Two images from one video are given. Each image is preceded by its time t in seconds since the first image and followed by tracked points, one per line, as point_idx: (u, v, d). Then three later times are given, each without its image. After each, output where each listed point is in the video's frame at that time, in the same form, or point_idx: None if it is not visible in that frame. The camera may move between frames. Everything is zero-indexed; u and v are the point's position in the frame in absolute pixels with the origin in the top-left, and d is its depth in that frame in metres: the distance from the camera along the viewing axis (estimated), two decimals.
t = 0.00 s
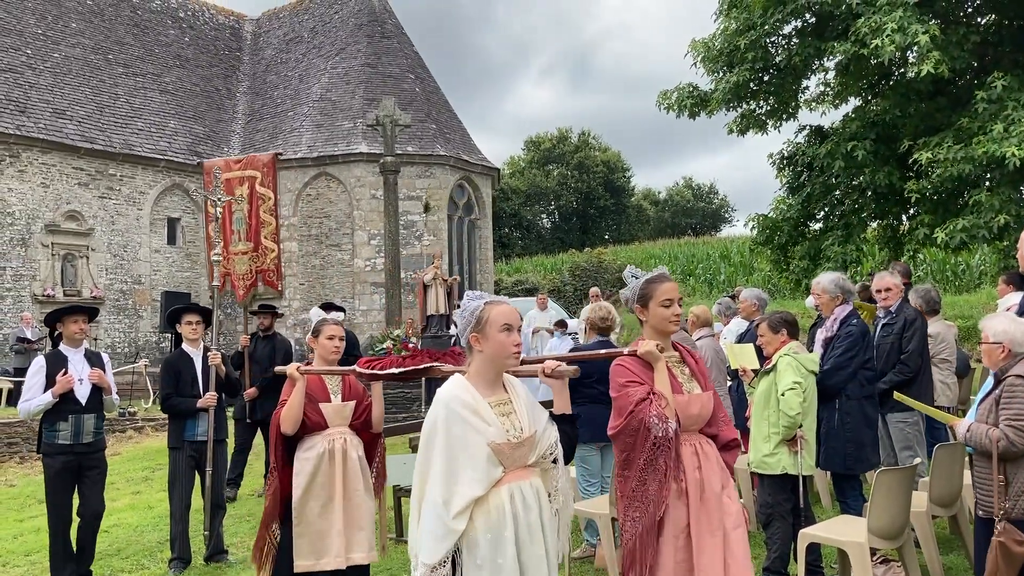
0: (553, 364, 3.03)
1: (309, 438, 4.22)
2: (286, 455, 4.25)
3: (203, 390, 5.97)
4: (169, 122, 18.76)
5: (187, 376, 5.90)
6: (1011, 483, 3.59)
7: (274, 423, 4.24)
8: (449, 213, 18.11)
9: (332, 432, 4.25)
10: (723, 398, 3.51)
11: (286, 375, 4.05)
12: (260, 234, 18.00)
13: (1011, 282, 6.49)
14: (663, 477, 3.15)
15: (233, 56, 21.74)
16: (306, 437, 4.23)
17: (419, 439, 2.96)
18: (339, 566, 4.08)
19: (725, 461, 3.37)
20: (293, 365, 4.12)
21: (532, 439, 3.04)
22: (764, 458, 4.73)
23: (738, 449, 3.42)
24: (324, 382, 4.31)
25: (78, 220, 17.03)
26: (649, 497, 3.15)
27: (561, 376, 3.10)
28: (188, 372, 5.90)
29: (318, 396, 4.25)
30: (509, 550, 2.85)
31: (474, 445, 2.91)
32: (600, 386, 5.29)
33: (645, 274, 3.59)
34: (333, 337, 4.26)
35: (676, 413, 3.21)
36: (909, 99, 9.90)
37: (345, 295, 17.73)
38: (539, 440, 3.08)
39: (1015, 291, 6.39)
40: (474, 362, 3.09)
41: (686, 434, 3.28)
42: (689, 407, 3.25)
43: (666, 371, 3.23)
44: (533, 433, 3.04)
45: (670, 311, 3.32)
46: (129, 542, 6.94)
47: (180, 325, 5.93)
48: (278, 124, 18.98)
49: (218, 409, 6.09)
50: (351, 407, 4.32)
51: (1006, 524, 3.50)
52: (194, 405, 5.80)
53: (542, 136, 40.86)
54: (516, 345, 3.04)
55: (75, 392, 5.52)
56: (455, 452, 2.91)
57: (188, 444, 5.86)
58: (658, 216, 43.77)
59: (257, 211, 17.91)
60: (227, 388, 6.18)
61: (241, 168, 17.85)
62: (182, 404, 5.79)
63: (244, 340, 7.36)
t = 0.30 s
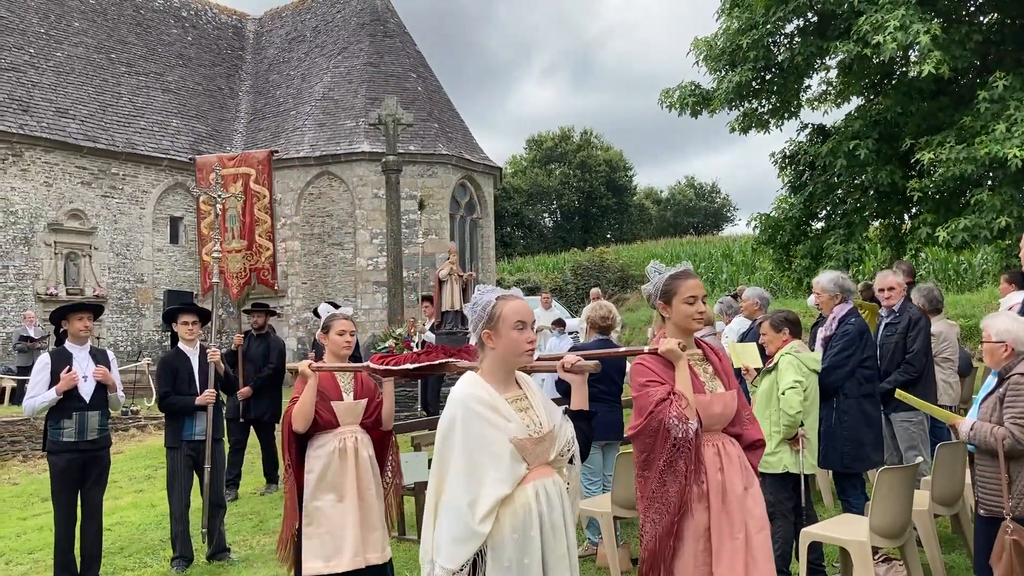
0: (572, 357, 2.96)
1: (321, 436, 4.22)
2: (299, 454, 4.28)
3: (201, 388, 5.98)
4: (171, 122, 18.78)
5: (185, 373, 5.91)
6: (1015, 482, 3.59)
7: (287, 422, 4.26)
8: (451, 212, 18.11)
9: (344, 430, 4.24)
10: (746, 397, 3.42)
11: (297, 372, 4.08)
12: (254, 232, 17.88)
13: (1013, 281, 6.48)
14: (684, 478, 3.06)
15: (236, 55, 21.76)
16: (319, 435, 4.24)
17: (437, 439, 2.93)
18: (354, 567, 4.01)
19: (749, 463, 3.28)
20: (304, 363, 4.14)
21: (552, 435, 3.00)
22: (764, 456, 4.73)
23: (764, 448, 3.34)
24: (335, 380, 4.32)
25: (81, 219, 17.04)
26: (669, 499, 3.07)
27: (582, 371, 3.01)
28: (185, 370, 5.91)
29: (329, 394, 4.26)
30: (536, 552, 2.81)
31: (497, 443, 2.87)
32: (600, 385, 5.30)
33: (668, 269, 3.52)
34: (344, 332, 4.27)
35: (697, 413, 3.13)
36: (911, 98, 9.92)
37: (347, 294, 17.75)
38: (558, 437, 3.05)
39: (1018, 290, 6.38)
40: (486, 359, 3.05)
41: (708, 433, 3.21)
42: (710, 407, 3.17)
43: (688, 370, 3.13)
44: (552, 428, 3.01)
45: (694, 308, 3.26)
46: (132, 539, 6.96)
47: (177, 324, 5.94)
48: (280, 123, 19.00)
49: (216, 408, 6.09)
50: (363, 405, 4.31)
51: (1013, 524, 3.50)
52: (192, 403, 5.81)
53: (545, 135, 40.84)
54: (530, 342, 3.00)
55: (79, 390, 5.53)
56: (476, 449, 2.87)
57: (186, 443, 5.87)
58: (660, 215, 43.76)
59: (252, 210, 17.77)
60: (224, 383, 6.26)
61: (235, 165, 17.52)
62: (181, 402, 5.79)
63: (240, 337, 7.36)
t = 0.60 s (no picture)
0: (599, 357, 2.95)
1: (331, 434, 4.21)
2: (308, 451, 4.26)
3: (198, 384, 5.99)
4: (174, 119, 18.79)
5: (183, 370, 5.91)
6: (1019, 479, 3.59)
7: (298, 417, 4.24)
8: (454, 209, 18.12)
9: (355, 428, 4.22)
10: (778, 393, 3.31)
11: (311, 369, 4.03)
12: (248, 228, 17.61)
13: (1017, 279, 6.47)
14: (713, 477, 2.97)
15: (238, 53, 21.77)
16: (329, 432, 4.23)
17: (451, 444, 2.78)
18: (360, 569, 4.04)
19: (784, 459, 3.18)
20: (319, 358, 4.09)
21: (567, 434, 2.91)
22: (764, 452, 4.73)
23: (801, 446, 3.21)
24: (348, 375, 4.29)
25: (83, 216, 17.07)
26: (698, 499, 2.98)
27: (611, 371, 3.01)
28: (184, 366, 5.91)
29: (342, 391, 4.23)
30: (558, 556, 2.72)
31: (515, 446, 2.76)
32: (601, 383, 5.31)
33: (690, 265, 3.42)
34: (358, 329, 4.27)
35: (726, 410, 3.04)
36: (914, 95, 9.90)
37: (349, 293, 17.76)
38: (574, 437, 2.95)
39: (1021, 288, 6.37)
40: (496, 360, 2.96)
41: (739, 431, 3.11)
42: (740, 404, 3.08)
43: (714, 367, 3.06)
44: (567, 427, 2.92)
45: (720, 304, 3.17)
46: (135, 536, 6.98)
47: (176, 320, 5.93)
48: (283, 121, 19.01)
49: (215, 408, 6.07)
50: (375, 404, 4.29)
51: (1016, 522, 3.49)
52: (191, 399, 5.80)
53: (547, 133, 40.80)
54: (543, 342, 2.92)
55: (83, 387, 5.53)
56: (494, 453, 2.74)
57: (185, 441, 5.85)
58: (662, 212, 43.77)
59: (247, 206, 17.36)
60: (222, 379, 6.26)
61: (231, 160, 16.99)
62: (180, 398, 5.77)
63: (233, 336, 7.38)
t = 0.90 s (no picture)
0: (626, 356, 2.85)
1: (348, 433, 4.13)
2: (327, 451, 4.20)
3: (206, 381, 5.98)
4: (177, 116, 18.80)
5: (191, 368, 5.91)
6: None
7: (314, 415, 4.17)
8: (457, 207, 18.12)
9: (374, 427, 4.14)
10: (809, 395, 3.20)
11: (327, 368, 4.01)
12: (243, 225, 15.82)
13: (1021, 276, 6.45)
14: (745, 481, 2.85)
15: (241, 50, 21.75)
16: (346, 430, 4.14)
17: (471, 441, 2.70)
18: (374, 570, 3.99)
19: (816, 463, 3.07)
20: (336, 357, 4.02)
21: (593, 436, 2.80)
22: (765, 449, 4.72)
23: (831, 448, 3.13)
24: (364, 373, 4.21)
25: (87, 214, 17.07)
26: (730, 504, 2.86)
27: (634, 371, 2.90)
28: (192, 364, 5.92)
29: (359, 389, 4.16)
30: (574, 558, 2.64)
31: (535, 447, 2.66)
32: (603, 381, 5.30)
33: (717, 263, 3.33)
34: (373, 328, 4.20)
35: (756, 412, 2.94)
36: (918, 92, 9.89)
37: (352, 290, 17.78)
38: (599, 439, 2.84)
39: None
40: (524, 357, 2.86)
41: (768, 433, 3.00)
42: (769, 405, 2.97)
43: (744, 367, 2.97)
44: (594, 429, 2.81)
45: (748, 301, 3.08)
46: (138, 533, 6.99)
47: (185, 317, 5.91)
48: (286, 118, 19.00)
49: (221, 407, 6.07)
50: (392, 402, 4.21)
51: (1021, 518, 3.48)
52: (201, 397, 5.79)
53: (550, 129, 40.74)
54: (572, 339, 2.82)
55: (87, 384, 5.53)
56: (512, 452, 2.66)
57: (194, 439, 5.85)
58: (665, 209, 43.76)
59: (241, 202, 15.74)
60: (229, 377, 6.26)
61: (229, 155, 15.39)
62: (188, 396, 5.76)
63: (228, 333, 7.40)
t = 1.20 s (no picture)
0: (652, 361, 2.84)
1: (361, 429, 4.07)
2: (338, 448, 4.13)
3: (226, 377, 5.92)
4: (180, 113, 18.80)
5: (211, 363, 5.85)
6: None
7: (325, 413, 4.11)
8: (460, 203, 18.11)
9: (386, 422, 4.10)
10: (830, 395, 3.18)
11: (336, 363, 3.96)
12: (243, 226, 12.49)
13: None
14: (770, 479, 2.82)
15: (244, 47, 21.75)
16: (358, 427, 4.09)
17: (507, 437, 2.69)
18: (396, 567, 3.92)
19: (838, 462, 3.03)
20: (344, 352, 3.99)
21: (634, 435, 2.78)
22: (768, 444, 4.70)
23: (849, 448, 3.09)
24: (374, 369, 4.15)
25: (90, 210, 17.10)
26: (756, 501, 2.83)
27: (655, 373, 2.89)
28: (212, 360, 5.86)
29: (370, 384, 4.10)
30: (612, 558, 2.60)
31: (571, 442, 2.63)
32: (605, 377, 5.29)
33: (742, 257, 3.30)
34: (384, 323, 4.17)
35: (781, 408, 2.91)
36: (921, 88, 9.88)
37: (356, 287, 17.81)
38: (641, 437, 2.82)
39: None
40: (563, 353, 2.83)
41: (792, 431, 2.98)
42: (793, 402, 2.95)
43: (769, 364, 2.95)
44: (634, 428, 2.79)
45: (772, 298, 3.05)
46: (141, 529, 7.01)
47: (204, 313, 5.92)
48: (289, 115, 18.99)
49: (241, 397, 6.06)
50: (404, 396, 4.17)
51: None
52: (217, 392, 5.74)
53: (553, 126, 40.72)
54: (610, 338, 2.78)
55: (92, 380, 5.54)
56: (548, 448, 2.63)
57: (214, 433, 5.84)
58: (668, 206, 43.72)
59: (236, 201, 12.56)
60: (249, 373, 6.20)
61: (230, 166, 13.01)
62: (206, 392, 5.72)
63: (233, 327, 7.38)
